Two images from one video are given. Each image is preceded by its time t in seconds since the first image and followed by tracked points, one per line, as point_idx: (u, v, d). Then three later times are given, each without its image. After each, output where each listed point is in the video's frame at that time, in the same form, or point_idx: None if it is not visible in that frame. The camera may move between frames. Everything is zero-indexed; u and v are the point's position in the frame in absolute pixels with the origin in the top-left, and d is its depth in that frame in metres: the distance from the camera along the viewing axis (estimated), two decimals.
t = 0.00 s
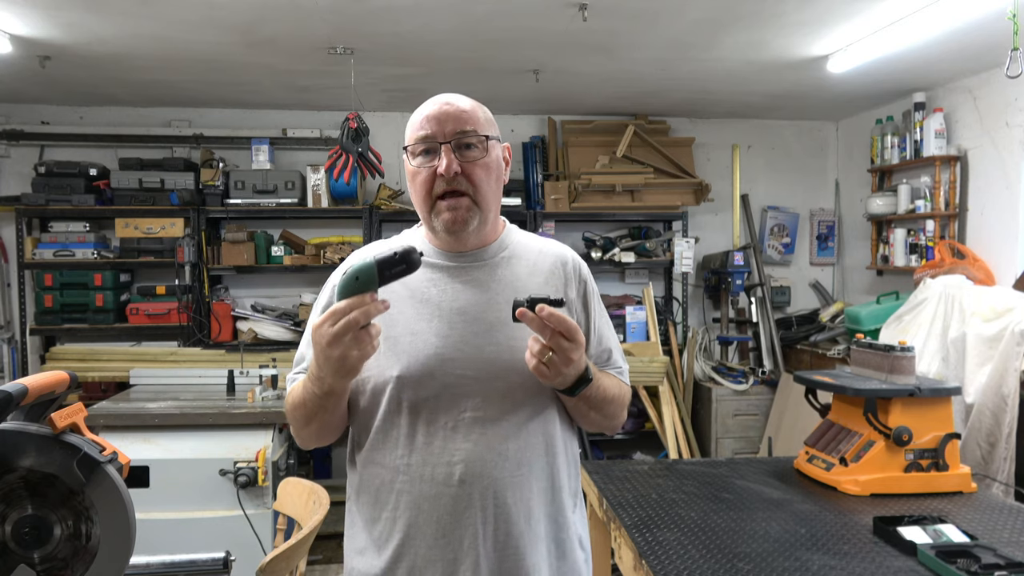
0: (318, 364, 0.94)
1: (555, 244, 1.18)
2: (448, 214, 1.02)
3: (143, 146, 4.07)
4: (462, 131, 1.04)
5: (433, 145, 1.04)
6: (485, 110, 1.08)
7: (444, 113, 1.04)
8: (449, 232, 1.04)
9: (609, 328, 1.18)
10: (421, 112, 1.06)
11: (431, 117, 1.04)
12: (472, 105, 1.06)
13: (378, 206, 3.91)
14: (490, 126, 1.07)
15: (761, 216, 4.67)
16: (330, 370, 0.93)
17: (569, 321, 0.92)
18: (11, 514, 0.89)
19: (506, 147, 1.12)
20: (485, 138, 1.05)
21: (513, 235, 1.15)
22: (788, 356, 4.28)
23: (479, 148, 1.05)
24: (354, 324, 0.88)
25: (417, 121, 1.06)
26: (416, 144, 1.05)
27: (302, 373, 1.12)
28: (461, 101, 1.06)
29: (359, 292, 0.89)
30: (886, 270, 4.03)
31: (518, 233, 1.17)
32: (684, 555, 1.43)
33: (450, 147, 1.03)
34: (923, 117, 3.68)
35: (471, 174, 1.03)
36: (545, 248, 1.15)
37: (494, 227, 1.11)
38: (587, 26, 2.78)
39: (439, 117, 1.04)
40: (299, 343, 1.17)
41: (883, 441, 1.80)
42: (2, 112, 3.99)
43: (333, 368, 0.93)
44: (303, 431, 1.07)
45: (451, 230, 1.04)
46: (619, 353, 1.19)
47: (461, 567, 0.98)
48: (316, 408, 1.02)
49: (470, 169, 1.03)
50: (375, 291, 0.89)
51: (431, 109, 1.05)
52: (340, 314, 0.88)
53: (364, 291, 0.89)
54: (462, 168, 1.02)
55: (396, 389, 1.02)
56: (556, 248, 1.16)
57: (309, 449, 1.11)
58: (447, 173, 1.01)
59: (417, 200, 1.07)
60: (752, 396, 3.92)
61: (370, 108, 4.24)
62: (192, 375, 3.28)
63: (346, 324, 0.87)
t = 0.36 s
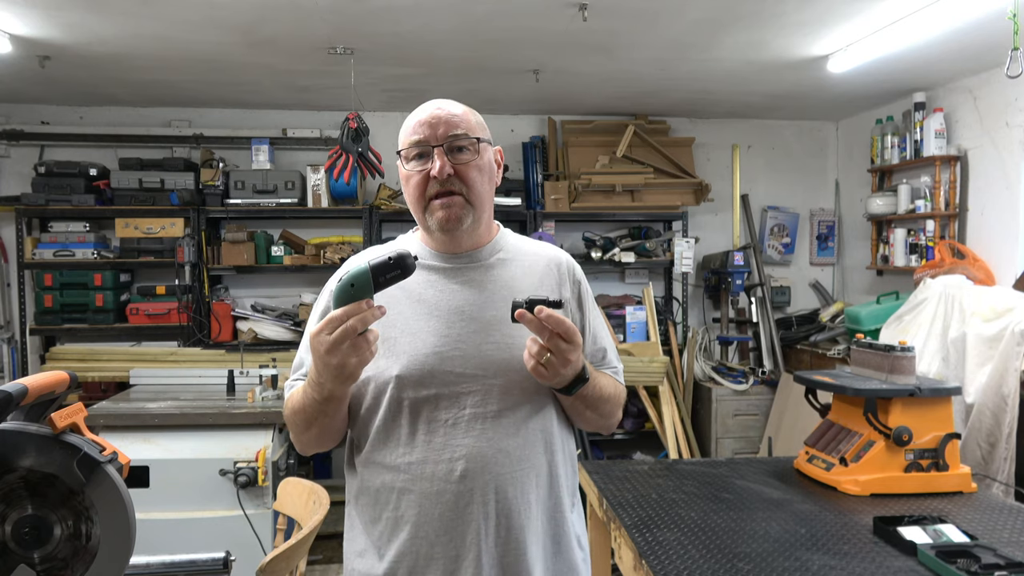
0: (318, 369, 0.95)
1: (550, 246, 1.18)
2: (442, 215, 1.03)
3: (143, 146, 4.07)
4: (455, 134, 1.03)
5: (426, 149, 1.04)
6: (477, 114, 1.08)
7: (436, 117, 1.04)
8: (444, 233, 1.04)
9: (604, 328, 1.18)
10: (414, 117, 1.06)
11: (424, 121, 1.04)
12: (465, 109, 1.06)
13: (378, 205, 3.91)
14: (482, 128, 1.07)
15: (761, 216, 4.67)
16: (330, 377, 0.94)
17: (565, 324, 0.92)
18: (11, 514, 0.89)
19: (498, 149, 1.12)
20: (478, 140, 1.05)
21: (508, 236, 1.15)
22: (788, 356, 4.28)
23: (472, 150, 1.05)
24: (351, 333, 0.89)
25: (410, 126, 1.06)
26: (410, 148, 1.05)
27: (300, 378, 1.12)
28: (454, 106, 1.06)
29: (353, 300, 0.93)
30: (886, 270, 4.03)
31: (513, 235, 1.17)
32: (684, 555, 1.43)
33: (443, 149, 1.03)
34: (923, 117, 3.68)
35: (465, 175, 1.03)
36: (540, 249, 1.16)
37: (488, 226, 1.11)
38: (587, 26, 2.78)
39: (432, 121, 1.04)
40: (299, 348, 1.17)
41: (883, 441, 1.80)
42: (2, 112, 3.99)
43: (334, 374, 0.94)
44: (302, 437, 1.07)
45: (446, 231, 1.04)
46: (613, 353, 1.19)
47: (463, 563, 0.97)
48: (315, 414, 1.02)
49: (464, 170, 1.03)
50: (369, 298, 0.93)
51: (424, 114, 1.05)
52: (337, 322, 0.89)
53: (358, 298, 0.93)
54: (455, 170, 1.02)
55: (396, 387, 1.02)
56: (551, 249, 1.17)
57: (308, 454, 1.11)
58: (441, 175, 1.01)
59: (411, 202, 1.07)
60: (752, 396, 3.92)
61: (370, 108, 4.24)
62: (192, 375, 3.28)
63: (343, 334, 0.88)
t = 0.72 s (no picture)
0: (319, 336, 0.92)
1: (554, 246, 1.17)
2: (445, 217, 1.03)
3: (143, 146, 4.07)
4: (459, 135, 1.03)
5: (429, 149, 1.04)
6: (481, 113, 1.08)
7: (440, 117, 1.04)
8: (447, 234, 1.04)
9: (608, 328, 1.18)
10: (418, 117, 1.06)
11: (428, 122, 1.04)
12: (468, 108, 1.06)
13: (378, 206, 3.94)
14: (486, 129, 1.07)
15: (761, 216, 4.67)
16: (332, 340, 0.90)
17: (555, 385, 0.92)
18: (11, 514, 0.89)
19: (501, 149, 1.12)
20: (481, 141, 1.05)
21: (514, 237, 1.15)
22: (788, 356, 4.28)
23: (476, 151, 1.04)
24: (351, 290, 0.85)
25: (414, 126, 1.05)
26: (414, 148, 1.04)
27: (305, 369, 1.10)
28: (457, 106, 1.06)
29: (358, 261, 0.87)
30: (886, 270, 4.03)
31: (518, 234, 1.17)
32: (684, 555, 1.43)
33: (446, 150, 1.03)
34: (923, 117, 3.68)
35: (469, 177, 1.03)
36: (545, 249, 1.15)
37: (493, 227, 1.11)
38: (587, 26, 2.78)
39: (435, 122, 1.03)
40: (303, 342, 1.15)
41: (883, 441, 1.80)
42: (2, 112, 3.99)
43: (335, 341, 0.91)
44: (302, 421, 1.03)
45: (449, 233, 1.04)
46: (618, 354, 1.18)
47: (465, 562, 0.97)
48: (317, 393, 0.98)
49: (468, 172, 1.03)
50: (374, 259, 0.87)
51: (428, 114, 1.05)
52: (338, 280, 0.86)
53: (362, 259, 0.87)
54: (459, 171, 1.02)
55: (401, 387, 1.02)
56: (555, 248, 1.17)
57: (307, 448, 1.07)
58: (445, 176, 1.01)
59: (415, 203, 1.07)
60: (752, 396, 3.92)
61: (370, 108, 4.24)
62: (192, 375, 3.28)
63: (344, 292, 0.85)
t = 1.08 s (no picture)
0: (328, 320, 0.91)
1: (560, 247, 1.18)
2: (458, 209, 1.02)
3: (143, 146, 4.07)
4: (478, 131, 1.04)
5: (448, 143, 1.04)
6: (499, 114, 1.08)
7: (461, 113, 1.04)
8: (459, 227, 1.04)
9: (612, 329, 1.19)
10: (439, 113, 1.07)
11: (448, 117, 1.05)
12: (487, 107, 1.07)
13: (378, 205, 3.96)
14: (504, 129, 1.08)
15: (761, 216, 4.67)
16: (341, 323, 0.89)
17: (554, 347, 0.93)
18: (11, 514, 0.89)
19: (518, 153, 1.13)
20: (499, 140, 1.05)
21: (521, 236, 1.15)
22: (787, 356, 4.28)
23: (493, 149, 1.05)
24: (361, 273, 0.85)
25: (434, 120, 1.06)
26: (433, 141, 1.05)
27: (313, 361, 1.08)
28: (477, 105, 1.07)
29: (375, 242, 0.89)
30: (886, 270, 4.03)
31: (526, 234, 1.17)
32: (684, 555, 1.43)
33: (465, 145, 1.03)
34: (923, 117, 3.68)
35: (485, 172, 1.03)
36: (552, 249, 1.16)
37: (505, 226, 1.11)
38: (587, 26, 2.78)
39: (456, 117, 1.04)
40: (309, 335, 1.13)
41: (883, 441, 1.80)
42: (2, 112, 3.98)
43: (345, 322, 0.89)
44: (312, 416, 1.01)
45: (461, 226, 1.04)
46: (621, 356, 1.19)
47: (468, 557, 0.97)
48: (325, 384, 0.96)
49: (484, 167, 1.03)
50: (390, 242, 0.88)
51: (448, 110, 1.06)
52: (351, 261, 0.86)
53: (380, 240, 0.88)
54: (475, 166, 1.02)
55: (411, 382, 1.01)
56: (562, 249, 1.17)
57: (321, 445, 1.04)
58: (461, 169, 1.01)
59: (429, 195, 1.07)
60: (752, 396, 3.92)
61: (370, 108, 4.24)
62: (192, 375, 3.28)
63: (354, 272, 0.84)
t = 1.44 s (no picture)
0: (327, 321, 0.91)
1: (562, 249, 1.18)
2: (469, 209, 1.03)
3: (143, 146, 4.07)
4: (489, 133, 1.04)
5: (459, 145, 1.04)
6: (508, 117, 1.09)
7: (471, 115, 1.04)
8: (469, 226, 1.04)
9: (613, 332, 1.19)
10: (449, 115, 1.07)
11: (459, 118, 1.05)
12: (496, 110, 1.07)
13: (378, 205, 3.95)
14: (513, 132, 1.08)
15: (761, 216, 4.67)
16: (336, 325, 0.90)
17: (549, 341, 0.92)
18: (11, 514, 0.89)
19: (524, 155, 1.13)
20: (509, 142, 1.06)
21: (524, 239, 1.16)
22: (787, 356, 4.28)
23: (503, 151, 1.05)
24: (356, 276, 0.85)
25: (444, 122, 1.06)
26: (444, 142, 1.05)
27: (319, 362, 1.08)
28: (488, 107, 1.07)
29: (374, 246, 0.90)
30: (886, 270, 4.03)
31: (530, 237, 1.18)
32: (684, 555, 1.43)
33: (475, 146, 1.03)
34: (923, 117, 3.68)
35: (495, 173, 1.03)
36: (554, 252, 1.16)
37: (511, 227, 1.12)
38: (587, 26, 2.78)
39: (467, 119, 1.04)
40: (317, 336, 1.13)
41: (883, 441, 1.80)
42: (2, 112, 3.99)
43: (341, 323, 0.89)
44: (313, 419, 1.01)
45: (471, 225, 1.04)
46: (622, 358, 1.19)
47: (475, 555, 0.97)
48: (324, 386, 0.97)
49: (494, 168, 1.03)
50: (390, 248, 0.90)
51: (458, 112, 1.06)
52: (349, 264, 0.87)
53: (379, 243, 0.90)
54: (485, 167, 1.02)
55: (417, 382, 1.01)
56: (564, 252, 1.18)
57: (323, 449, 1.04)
58: (472, 169, 1.01)
59: (439, 195, 1.07)
60: (752, 396, 3.92)
61: (370, 108, 4.24)
62: (192, 375, 3.28)
63: (349, 276, 0.85)
